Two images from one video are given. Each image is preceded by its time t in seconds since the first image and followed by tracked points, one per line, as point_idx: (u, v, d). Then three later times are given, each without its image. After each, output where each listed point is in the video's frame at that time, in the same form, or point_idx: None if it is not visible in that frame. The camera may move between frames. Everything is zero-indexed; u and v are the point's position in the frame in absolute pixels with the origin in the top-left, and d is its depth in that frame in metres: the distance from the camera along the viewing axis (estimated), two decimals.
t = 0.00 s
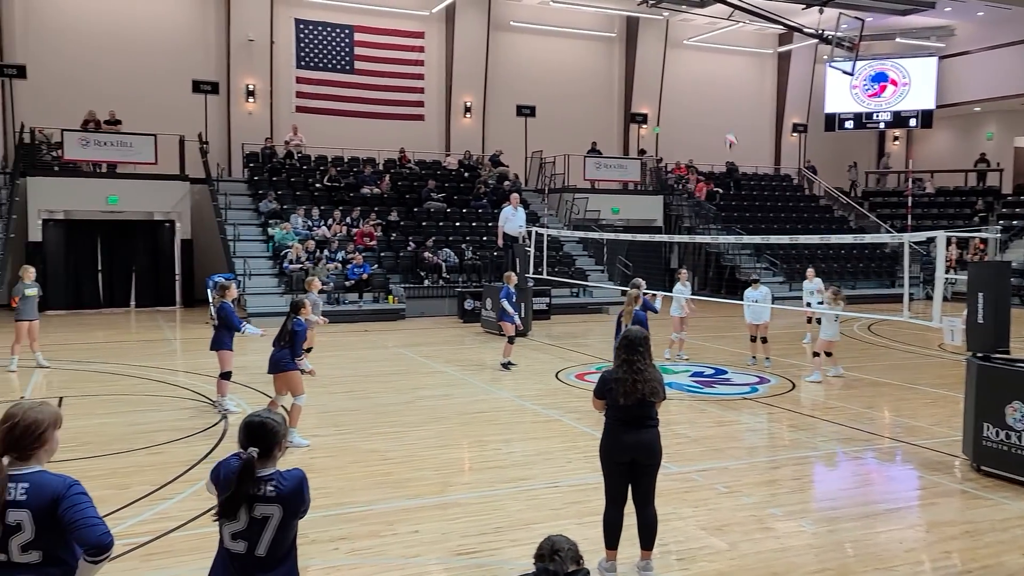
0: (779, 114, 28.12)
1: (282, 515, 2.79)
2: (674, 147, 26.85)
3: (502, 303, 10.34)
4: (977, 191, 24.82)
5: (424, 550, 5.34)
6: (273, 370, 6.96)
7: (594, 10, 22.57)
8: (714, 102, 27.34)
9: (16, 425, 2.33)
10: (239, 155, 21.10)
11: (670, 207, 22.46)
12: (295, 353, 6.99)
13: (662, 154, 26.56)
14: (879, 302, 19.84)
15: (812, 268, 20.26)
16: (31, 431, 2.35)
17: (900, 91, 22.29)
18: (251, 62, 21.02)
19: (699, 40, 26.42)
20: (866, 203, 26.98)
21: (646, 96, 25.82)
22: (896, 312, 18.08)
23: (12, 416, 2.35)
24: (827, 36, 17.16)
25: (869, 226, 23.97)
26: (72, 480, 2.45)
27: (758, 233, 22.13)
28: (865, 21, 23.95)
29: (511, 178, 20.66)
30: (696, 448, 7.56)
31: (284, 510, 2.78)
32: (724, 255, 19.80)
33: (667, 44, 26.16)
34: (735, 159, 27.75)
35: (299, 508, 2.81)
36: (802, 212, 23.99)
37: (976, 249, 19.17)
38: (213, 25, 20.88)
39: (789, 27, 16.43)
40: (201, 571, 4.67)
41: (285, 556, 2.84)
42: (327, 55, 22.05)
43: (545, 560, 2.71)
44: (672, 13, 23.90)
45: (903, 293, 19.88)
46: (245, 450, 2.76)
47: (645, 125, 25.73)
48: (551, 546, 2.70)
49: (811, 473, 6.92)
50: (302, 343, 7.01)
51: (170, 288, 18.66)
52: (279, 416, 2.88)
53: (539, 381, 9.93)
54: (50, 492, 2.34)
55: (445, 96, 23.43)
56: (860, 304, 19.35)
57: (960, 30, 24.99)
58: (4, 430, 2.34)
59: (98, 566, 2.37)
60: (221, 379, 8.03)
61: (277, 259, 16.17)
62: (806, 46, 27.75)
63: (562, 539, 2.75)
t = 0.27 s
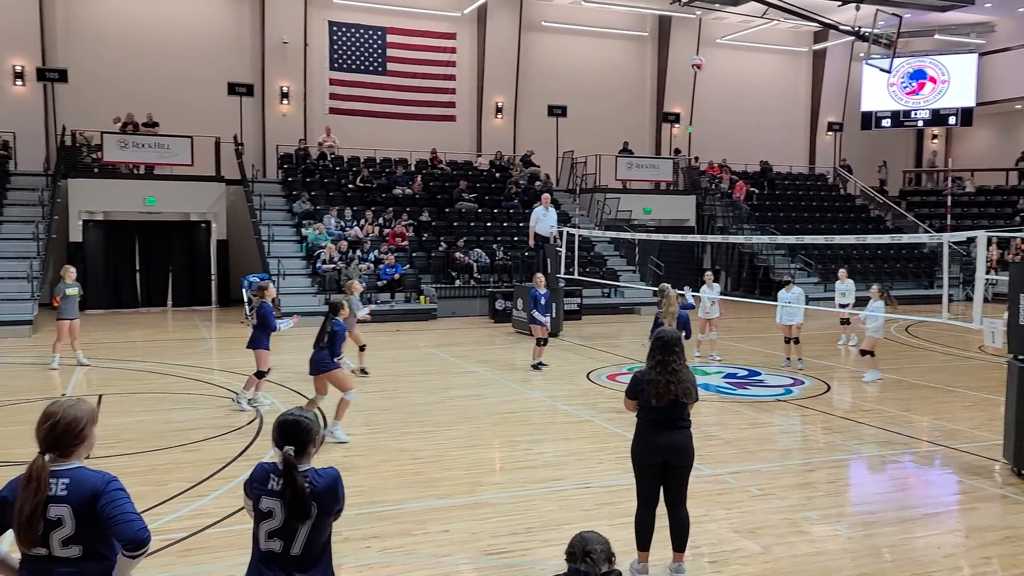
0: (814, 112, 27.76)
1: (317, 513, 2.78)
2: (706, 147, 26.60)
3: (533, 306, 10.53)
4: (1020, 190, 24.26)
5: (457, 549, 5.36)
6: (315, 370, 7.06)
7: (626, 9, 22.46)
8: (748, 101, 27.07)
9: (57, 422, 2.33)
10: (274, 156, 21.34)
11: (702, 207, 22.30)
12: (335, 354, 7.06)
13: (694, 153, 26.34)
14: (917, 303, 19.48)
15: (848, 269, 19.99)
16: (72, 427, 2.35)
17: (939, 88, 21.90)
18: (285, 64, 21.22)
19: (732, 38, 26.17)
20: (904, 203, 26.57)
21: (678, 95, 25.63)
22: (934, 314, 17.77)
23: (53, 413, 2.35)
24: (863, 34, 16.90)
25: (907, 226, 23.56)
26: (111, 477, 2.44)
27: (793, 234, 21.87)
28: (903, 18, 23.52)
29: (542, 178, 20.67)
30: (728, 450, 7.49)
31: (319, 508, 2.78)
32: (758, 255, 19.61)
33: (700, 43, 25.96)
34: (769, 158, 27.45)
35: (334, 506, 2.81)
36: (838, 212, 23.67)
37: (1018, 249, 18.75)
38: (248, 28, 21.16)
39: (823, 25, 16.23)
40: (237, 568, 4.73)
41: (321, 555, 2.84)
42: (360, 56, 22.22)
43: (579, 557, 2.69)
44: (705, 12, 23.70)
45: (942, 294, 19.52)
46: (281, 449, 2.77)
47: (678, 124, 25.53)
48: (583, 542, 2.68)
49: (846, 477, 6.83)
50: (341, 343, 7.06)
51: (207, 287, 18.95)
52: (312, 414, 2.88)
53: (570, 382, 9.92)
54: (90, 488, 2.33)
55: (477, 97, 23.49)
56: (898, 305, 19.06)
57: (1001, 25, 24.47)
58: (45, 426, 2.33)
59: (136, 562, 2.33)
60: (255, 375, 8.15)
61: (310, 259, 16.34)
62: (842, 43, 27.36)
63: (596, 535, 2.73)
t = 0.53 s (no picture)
0: (849, 111, 27.37)
1: (349, 509, 2.79)
2: (739, 146, 26.36)
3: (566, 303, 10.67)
4: None
5: (487, 548, 5.37)
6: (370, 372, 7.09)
7: (657, 8, 22.33)
8: (781, 98, 26.77)
9: (96, 418, 2.34)
10: (306, 156, 21.58)
11: (734, 205, 22.12)
12: (389, 355, 7.10)
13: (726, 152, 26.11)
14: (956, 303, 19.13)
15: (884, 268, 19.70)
16: (112, 424, 2.37)
17: (978, 84, 21.32)
18: (318, 65, 21.41)
19: (765, 36, 25.89)
20: (942, 201, 26.14)
21: (710, 94, 25.41)
22: (973, 314, 17.43)
23: (92, 410, 2.36)
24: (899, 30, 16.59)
25: (945, 225, 23.16)
26: (147, 472, 2.46)
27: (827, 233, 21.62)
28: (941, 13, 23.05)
29: (573, 177, 20.65)
30: (761, 452, 7.42)
31: (351, 503, 2.79)
32: (792, 255, 19.42)
33: (732, 41, 25.73)
34: (802, 157, 27.13)
35: (366, 501, 2.82)
36: (874, 211, 23.34)
37: None
38: (281, 31, 21.41)
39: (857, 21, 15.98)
40: (271, 564, 4.79)
41: (354, 551, 2.85)
42: (391, 57, 22.37)
43: (609, 548, 2.71)
44: (737, 10, 23.47)
45: (982, 294, 19.15)
46: (314, 445, 2.77)
47: (710, 122, 25.31)
48: (611, 528, 2.71)
49: (881, 480, 6.72)
50: (395, 345, 7.10)
51: (241, 286, 19.19)
52: (343, 408, 2.88)
53: (600, 382, 9.90)
54: (128, 484, 2.35)
55: (507, 96, 23.54)
56: (936, 306, 18.73)
57: None
58: (85, 422, 2.34)
59: (172, 556, 2.36)
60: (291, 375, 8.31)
61: (342, 259, 16.49)
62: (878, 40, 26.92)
63: (626, 523, 2.75)
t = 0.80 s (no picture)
0: (875, 110, 27.08)
1: (373, 509, 2.80)
2: (763, 146, 26.16)
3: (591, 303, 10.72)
4: None
5: (510, 549, 5.37)
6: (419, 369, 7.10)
7: (680, 7, 22.22)
8: (806, 98, 26.55)
9: (125, 417, 2.37)
10: (330, 157, 21.72)
11: (758, 206, 21.96)
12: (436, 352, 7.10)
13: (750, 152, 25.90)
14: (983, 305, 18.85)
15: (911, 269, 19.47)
16: (141, 422, 2.40)
17: (1007, 83, 20.69)
18: (341, 67, 21.52)
19: (790, 35, 25.66)
20: (971, 201, 25.83)
21: (734, 93, 25.22)
22: (1002, 317, 17.16)
23: (121, 408, 2.39)
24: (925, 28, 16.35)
25: (973, 225, 22.86)
26: (173, 472, 2.48)
27: (853, 233, 21.39)
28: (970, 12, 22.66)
29: (595, 178, 20.61)
30: (785, 454, 7.36)
31: (375, 503, 2.79)
32: (817, 256, 19.24)
33: (756, 40, 25.55)
34: (827, 157, 26.89)
35: (389, 501, 2.82)
36: (900, 211, 23.08)
37: None
38: (305, 33, 21.57)
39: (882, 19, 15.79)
40: (296, 562, 4.82)
41: (377, 552, 2.85)
42: (414, 58, 22.46)
43: (633, 546, 2.70)
44: (761, 9, 23.30)
45: (1011, 296, 18.86)
46: (338, 444, 2.77)
47: (734, 122, 25.12)
48: (635, 527, 2.71)
49: (907, 483, 6.64)
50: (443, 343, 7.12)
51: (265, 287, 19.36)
52: (365, 408, 2.89)
53: (623, 383, 9.88)
54: (154, 482, 2.37)
55: (529, 97, 23.56)
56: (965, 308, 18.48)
57: None
58: (114, 421, 2.37)
59: (197, 555, 2.37)
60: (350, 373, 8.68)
61: (365, 259, 16.58)
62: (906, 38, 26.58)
63: (650, 520, 2.74)
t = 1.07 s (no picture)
0: (890, 109, 26.89)
1: (387, 508, 2.80)
2: (777, 145, 26.04)
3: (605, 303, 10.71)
4: None
5: (522, 550, 5.36)
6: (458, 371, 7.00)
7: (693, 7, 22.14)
8: (820, 98, 26.41)
9: (141, 415, 2.38)
10: (343, 157, 21.79)
11: (772, 206, 21.89)
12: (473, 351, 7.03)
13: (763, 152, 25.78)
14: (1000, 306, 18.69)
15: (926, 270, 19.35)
16: (155, 421, 2.41)
17: None
18: (354, 68, 21.58)
19: (804, 35, 25.53)
20: (987, 201, 25.67)
21: (747, 93, 25.12)
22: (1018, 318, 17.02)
23: (136, 407, 2.41)
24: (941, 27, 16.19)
25: (990, 226, 22.68)
26: (185, 472, 2.49)
27: (867, 233, 21.27)
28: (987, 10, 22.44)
29: (608, 178, 20.57)
30: (799, 456, 7.32)
31: (388, 502, 2.80)
32: (831, 256, 19.13)
33: (770, 40, 25.43)
34: (842, 157, 26.73)
35: (402, 502, 2.83)
36: (916, 211, 22.94)
37: None
38: (318, 34, 21.66)
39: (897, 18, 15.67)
40: (310, 561, 4.84)
41: (390, 553, 2.85)
42: (427, 59, 22.51)
43: (646, 545, 2.70)
44: (775, 9, 23.19)
45: None
46: (352, 443, 2.78)
47: (748, 122, 24.99)
48: (648, 526, 2.71)
49: (923, 486, 6.59)
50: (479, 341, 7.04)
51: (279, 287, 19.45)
52: (379, 409, 2.89)
53: (635, 384, 9.86)
54: (167, 481, 2.38)
55: (542, 98, 23.55)
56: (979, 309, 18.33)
57: None
58: (129, 419, 2.39)
59: (207, 555, 2.36)
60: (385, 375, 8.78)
61: (377, 259, 16.63)
62: (921, 37, 26.39)
63: (664, 520, 2.75)
